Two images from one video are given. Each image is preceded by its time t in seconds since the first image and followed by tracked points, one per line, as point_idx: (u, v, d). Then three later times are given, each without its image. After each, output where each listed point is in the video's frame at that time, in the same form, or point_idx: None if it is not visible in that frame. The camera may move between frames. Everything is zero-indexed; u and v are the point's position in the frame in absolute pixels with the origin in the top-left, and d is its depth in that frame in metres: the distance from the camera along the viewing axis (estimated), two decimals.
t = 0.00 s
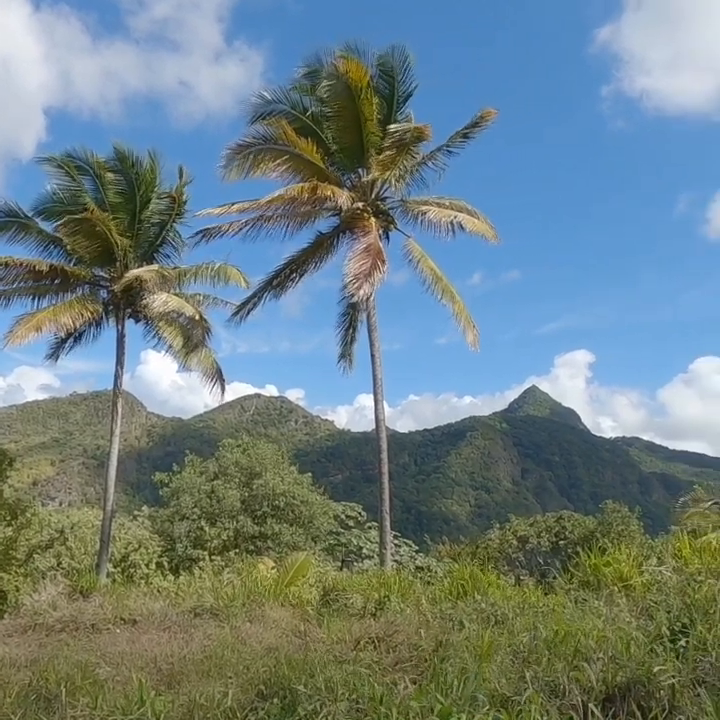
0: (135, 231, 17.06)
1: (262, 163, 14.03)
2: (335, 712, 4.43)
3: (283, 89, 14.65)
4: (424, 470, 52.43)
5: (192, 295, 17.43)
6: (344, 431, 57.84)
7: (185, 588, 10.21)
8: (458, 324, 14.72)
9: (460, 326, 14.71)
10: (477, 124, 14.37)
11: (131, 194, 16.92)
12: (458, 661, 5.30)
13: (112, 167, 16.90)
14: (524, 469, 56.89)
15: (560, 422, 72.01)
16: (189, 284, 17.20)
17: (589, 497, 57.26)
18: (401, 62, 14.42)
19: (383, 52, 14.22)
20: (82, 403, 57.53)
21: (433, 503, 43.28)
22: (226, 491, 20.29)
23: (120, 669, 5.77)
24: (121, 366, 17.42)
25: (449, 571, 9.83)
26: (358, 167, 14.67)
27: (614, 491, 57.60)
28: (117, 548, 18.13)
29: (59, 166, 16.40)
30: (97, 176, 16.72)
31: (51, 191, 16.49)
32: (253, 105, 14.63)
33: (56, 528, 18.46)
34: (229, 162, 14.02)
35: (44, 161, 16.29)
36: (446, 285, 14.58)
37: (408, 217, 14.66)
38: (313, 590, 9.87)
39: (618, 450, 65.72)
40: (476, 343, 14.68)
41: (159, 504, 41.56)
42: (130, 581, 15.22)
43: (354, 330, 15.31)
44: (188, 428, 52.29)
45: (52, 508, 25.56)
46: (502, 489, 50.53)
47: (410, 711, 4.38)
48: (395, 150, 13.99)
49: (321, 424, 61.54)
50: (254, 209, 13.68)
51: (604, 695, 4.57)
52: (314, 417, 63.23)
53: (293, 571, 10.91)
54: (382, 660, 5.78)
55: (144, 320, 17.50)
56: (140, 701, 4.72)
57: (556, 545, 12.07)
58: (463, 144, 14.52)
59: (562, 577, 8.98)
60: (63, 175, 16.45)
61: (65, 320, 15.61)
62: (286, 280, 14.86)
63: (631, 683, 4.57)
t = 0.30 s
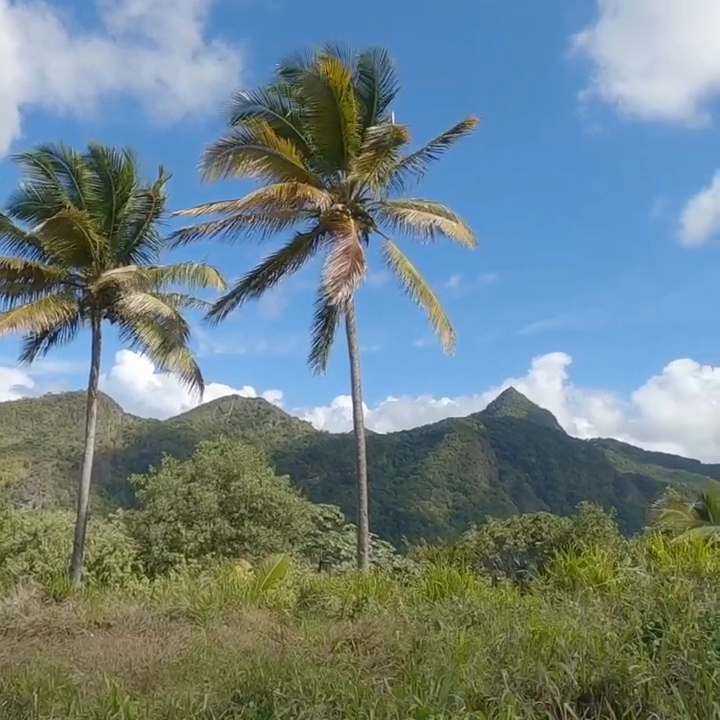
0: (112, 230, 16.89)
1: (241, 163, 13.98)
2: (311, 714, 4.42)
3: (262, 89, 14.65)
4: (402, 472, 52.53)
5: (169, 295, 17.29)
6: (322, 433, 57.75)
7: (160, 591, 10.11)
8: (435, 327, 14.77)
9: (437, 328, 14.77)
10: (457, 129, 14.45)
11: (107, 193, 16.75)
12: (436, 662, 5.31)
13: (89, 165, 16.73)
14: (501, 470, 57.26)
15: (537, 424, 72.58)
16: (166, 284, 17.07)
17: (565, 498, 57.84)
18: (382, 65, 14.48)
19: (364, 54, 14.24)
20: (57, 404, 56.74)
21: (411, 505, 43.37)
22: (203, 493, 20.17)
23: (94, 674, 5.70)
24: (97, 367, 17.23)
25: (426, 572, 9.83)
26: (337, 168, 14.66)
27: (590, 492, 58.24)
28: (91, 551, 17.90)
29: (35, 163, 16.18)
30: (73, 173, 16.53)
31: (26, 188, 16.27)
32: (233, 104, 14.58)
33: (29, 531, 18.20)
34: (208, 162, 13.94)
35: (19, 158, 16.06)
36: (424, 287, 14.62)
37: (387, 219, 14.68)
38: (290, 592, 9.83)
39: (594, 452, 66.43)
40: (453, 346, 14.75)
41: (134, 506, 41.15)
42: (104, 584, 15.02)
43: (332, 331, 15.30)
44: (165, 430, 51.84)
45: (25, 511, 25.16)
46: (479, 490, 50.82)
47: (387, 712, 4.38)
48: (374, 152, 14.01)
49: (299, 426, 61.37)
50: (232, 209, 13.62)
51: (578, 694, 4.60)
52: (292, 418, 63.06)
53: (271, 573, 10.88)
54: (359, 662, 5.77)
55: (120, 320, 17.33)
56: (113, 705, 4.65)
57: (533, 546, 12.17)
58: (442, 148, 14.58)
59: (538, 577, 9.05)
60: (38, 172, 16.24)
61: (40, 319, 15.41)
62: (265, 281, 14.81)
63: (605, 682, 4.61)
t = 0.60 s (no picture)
0: (90, 229, 16.74)
1: (223, 163, 13.92)
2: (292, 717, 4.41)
3: (243, 89, 14.59)
4: (383, 473, 52.56)
5: (149, 296, 17.16)
6: (303, 435, 57.63)
7: (139, 595, 10.01)
8: (415, 329, 14.81)
9: (418, 330, 14.80)
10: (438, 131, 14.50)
11: (86, 192, 16.60)
12: (417, 663, 5.31)
13: (67, 164, 16.56)
14: (482, 471, 57.53)
15: (517, 424, 73.04)
16: (146, 285, 16.93)
17: (545, 498, 58.30)
18: (365, 66, 14.47)
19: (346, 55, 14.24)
20: (34, 406, 56.04)
21: (392, 506, 43.41)
22: (183, 495, 20.02)
23: (71, 679, 5.63)
24: (75, 368, 17.05)
25: (408, 573, 9.83)
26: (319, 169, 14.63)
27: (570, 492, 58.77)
28: (70, 554, 17.58)
29: (12, 162, 16.00)
30: (51, 172, 16.36)
31: (3, 187, 16.08)
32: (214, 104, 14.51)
33: (5, 535, 18.00)
34: (189, 162, 13.87)
35: None
36: (405, 289, 14.65)
37: (368, 221, 14.69)
38: (271, 595, 9.78)
39: (573, 453, 66.99)
40: (433, 348, 14.79)
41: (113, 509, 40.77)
42: (83, 588, 14.86)
43: (313, 333, 15.28)
44: (144, 432, 51.44)
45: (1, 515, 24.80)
46: (460, 491, 51.02)
47: (368, 713, 4.38)
48: (356, 153, 14.04)
49: (280, 428, 61.18)
50: (213, 209, 13.55)
51: (557, 693, 4.64)
52: (273, 420, 62.87)
53: (252, 575, 10.84)
54: (341, 663, 5.77)
55: (99, 321, 17.16)
56: (90, 711, 4.59)
57: (513, 546, 12.24)
58: (423, 150, 14.63)
59: (518, 578, 9.08)
60: (15, 170, 16.06)
61: (17, 319, 15.21)
62: (246, 282, 14.75)
63: (584, 681, 4.65)
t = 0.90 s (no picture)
0: (67, 228, 16.55)
1: (202, 162, 13.85)
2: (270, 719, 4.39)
3: (223, 88, 14.51)
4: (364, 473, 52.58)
5: (127, 296, 17.01)
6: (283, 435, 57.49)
7: (117, 598, 9.92)
8: (396, 329, 14.84)
9: (398, 331, 14.83)
10: (418, 131, 14.52)
11: (63, 190, 16.41)
12: (396, 663, 5.31)
13: (44, 162, 16.36)
14: (462, 471, 57.79)
15: (497, 424, 73.42)
16: (123, 284, 16.78)
17: (524, 498, 58.70)
18: (346, 66, 14.45)
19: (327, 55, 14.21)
20: (10, 407, 55.33)
21: (372, 506, 43.45)
22: (162, 496, 19.84)
23: (47, 684, 5.56)
24: (51, 368, 16.86)
25: (388, 573, 9.83)
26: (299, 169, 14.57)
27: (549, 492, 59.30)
28: (46, 557, 17.47)
29: None
30: (27, 170, 16.16)
31: None
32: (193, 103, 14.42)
33: None
34: (168, 161, 13.78)
35: None
36: (386, 290, 14.67)
37: (349, 221, 14.68)
38: (251, 596, 9.74)
39: (552, 452, 67.52)
40: (413, 348, 14.83)
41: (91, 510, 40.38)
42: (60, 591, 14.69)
43: (294, 333, 15.25)
44: (122, 432, 51.02)
45: None
46: (440, 491, 51.21)
47: (347, 713, 4.39)
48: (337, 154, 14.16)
49: (261, 428, 60.97)
50: (192, 209, 13.47)
51: (536, 691, 4.68)
52: (253, 420, 62.67)
53: (232, 576, 10.79)
54: (321, 664, 5.76)
55: (76, 321, 16.97)
56: (65, 715, 4.54)
57: (493, 546, 12.30)
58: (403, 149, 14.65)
59: (497, 577, 9.11)
60: None
61: None
62: (225, 282, 14.68)
63: (562, 678, 4.67)
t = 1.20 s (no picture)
0: (42, 226, 16.34)
1: (181, 160, 13.75)
2: None
3: (202, 85, 14.43)
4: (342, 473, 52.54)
5: (103, 295, 16.84)
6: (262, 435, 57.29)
7: (92, 600, 9.80)
8: (376, 329, 14.85)
9: (378, 331, 14.84)
10: (397, 130, 14.56)
11: (39, 187, 16.20)
12: (374, 663, 5.31)
13: (18, 158, 16.13)
14: (440, 471, 58.02)
15: (475, 425, 73.82)
16: (100, 284, 16.61)
17: (502, 498, 59.07)
18: (327, 66, 14.42)
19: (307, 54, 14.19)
20: None
21: (351, 506, 43.45)
22: (138, 497, 19.69)
23: (19, 689, 5.48)
24: (25, 368, 16.62)
25: (366, 574, 9.83)
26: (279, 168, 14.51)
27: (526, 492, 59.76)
28: (19, 560, 17.26)
29: None
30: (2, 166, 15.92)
31: None
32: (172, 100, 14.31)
33: None
34: (147, 159, 13.66)
35: None
36: (365, 290, 14.67)
37: (328, 221, 14.66)
38: (229, 598, 9.68)
39: (529, 453, 68.05)
40: (393, 348, 14.85)
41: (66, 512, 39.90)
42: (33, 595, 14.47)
43: (273, 334, 15.19)
44: (98, 433, 50.49)
45: None
46: (418, 492, 51.35)
47: (324, 714, 4.39)
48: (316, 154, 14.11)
49: (239, 428, 60.71)
50: (171, 207, 13.37)
51: (513, 690, 4.69)
52: (231, 421, 62.36)
53: (209, 578, 10.71)
54: (298, 666, 5.74)
55: (51, 320, 16.75)
56: None
57: (470, 545, 12.37)
58: (382, 149, 14.69)
59: (475, 577, 9.15)
60: None
61: None
62: (204, 282, 14.58)
63: (538, 677, 4.70)
